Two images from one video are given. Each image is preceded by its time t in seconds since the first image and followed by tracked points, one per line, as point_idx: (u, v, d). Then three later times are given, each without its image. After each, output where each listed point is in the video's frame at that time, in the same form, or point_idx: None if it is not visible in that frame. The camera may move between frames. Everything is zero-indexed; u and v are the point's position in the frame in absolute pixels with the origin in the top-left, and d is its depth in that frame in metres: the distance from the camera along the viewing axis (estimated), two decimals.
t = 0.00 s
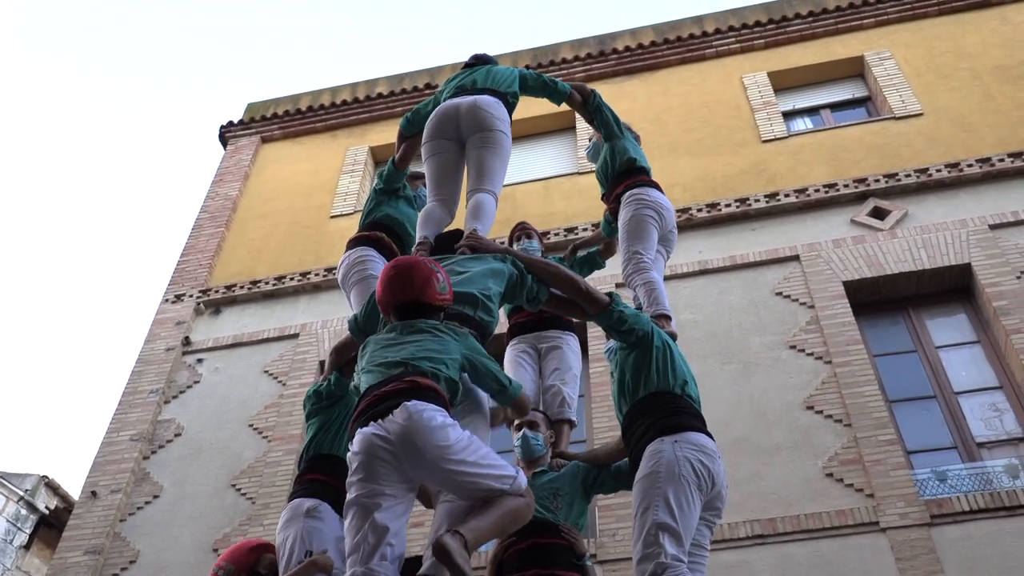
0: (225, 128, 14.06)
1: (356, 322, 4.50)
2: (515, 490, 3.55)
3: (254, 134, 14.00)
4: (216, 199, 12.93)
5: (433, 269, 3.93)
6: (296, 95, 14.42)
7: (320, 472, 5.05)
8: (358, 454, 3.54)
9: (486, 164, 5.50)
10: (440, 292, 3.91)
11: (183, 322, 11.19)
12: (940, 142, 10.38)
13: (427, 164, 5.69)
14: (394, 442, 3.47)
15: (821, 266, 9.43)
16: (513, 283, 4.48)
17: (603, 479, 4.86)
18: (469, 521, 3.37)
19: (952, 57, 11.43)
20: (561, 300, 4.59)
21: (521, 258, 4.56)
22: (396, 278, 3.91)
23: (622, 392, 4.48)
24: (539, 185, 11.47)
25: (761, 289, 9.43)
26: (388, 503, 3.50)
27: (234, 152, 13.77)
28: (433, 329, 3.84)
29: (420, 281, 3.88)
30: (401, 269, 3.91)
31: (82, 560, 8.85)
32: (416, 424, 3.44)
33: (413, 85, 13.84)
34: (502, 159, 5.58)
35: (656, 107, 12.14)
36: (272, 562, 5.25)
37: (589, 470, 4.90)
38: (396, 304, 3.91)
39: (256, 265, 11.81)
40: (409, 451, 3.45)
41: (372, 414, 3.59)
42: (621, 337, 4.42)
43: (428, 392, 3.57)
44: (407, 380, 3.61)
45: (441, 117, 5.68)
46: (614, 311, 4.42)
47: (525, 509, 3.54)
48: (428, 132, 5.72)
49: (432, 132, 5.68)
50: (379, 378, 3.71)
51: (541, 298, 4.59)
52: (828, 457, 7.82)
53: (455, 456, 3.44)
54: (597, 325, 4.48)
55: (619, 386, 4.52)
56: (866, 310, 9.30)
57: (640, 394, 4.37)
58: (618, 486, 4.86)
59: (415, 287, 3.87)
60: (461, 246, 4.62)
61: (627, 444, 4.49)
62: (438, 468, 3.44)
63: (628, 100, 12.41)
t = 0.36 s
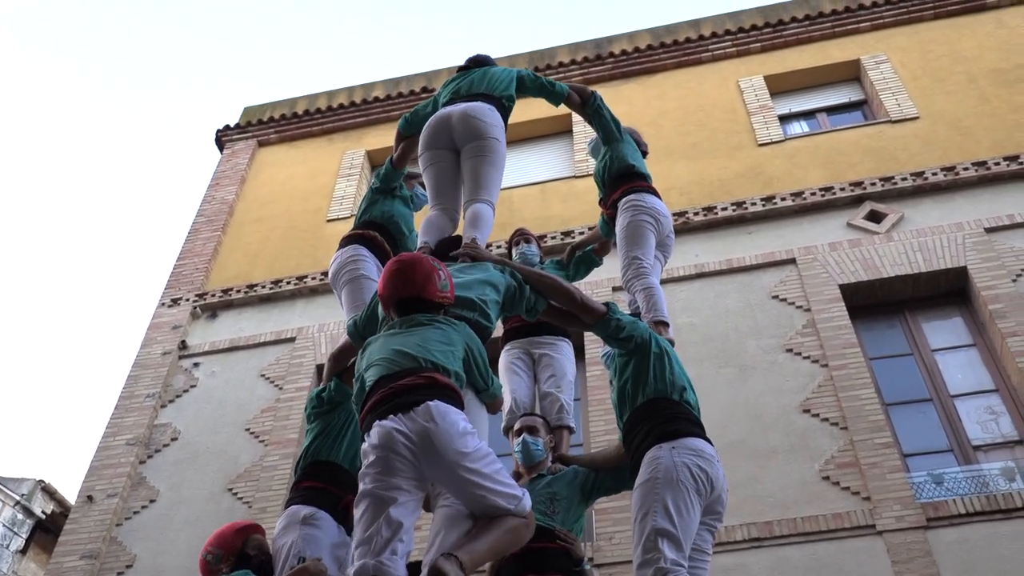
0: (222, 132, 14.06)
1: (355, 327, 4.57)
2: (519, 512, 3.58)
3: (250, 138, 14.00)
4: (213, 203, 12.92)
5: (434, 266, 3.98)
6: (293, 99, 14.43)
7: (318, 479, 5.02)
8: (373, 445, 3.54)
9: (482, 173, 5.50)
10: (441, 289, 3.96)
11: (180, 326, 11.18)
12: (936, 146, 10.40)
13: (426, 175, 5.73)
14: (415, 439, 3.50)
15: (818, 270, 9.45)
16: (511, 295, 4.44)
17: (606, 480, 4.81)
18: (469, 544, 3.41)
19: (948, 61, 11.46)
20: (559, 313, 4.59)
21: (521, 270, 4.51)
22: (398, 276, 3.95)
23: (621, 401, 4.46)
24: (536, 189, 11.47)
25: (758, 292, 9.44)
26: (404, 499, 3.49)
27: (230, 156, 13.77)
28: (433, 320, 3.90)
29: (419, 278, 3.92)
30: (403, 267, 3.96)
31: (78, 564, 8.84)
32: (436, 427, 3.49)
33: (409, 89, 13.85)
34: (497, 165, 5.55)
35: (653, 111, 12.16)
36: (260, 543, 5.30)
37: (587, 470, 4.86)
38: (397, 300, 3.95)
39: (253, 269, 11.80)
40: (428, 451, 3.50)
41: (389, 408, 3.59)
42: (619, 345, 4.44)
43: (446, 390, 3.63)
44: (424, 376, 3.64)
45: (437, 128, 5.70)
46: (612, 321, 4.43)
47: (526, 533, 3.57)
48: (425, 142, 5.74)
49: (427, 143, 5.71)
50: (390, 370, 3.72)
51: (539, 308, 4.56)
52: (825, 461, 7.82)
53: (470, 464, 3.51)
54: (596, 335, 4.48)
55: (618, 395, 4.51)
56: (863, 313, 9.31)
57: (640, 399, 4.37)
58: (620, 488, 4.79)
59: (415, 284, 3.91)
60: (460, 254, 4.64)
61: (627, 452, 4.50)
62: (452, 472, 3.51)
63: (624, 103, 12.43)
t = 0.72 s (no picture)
0: (219, 133, 14.05)
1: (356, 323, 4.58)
2: (523, 494, 3.55)
3: (247, 139, 14.00)
4: (210, 204, 12.91)
5: (422, 259, 3.99)
6: (290, 101, 14.43)
7: (312, 476, 5.07)
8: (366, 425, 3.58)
9: (484, 179, 5.53)
10: (429, 282, 3.97)
11: (176, 328, 11.17)
12: (932, 149, 10.42)
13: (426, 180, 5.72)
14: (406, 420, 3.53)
15: (814, 273, 9.45)
16: (510, 298, 4.49)
17: (591, 470, 4.85)
18: (468, 543, 3.43)
19: (945, 64, 11.48)
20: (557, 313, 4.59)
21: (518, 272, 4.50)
22: (387, 271, 3.98)
23: (618, 402, 4.49)
24: (533, 192, 11.47)
25: (755, 295, 9.45)
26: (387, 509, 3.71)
27: (227, 158, 13.76)
28: (424, 309, 3.94)
29: (407, 272, 3.94)
30: (390, 262, 3.98)
31: (74, 566, 8.82)
32: (427, 410, 3.51)
33: (407, 92, 13.85)
34: (499, 171, 5.60)
35: (650, 114, 12.17)
36: (258, 509, 5.06)
37: (576, 465, 4.89)
38: (388, 296, 3.98)
39: (249, 270, 11.79)
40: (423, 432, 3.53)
41: (381, 385, 3.60)
42: (617, 345, 4.43)
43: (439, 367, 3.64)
44: (417, 351, 3.66)
45: (437, 133, 5.69)
46: (611, 320, 4.39)
47: (530, 517, 3.55)
48: (424, 148, 5.73)
49: (427, 150, 5.69)
50: (382, 348, 3.71)
51: (539, 311, 4.55)
52: (821, 463, 7.83)
53: (465, 447, 3.49)
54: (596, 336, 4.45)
55: (617, 392, 4.50)
56: (860, 316, 9.32)
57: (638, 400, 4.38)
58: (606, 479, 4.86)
59: (404, 280, 3.94)
60: (461, 252, 4.65)
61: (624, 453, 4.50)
62: (449, 456, 3.51)
63: (621, 106, 12.44)
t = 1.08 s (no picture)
0: (216, 135, 14.04)
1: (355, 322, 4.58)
2: (505, 489, 3.51)
3: (245, 141, 13.99)
4: (207, 206, 12.91)
5: (420, 261, 4.00)
6: (288, 103, 14.43)
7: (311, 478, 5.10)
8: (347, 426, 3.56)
9: (478, 173, 5.51)
10: (428, 285, 4.00)
11: (174, 329, 11.16)
12: (930, 151, 10.42)
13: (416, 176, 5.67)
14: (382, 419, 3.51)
15: (812, 275, 9.46)
16: (510, 296, 4.49)
17: (592, 473, 4.85)
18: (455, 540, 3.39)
19: (942, 67, 11.49)
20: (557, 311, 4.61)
21: (518, 270, 4.51)
22: (383, 271, 4.00)
23: (617, 402, 4.49)
24: (531, 193, 11.47)
25: (752, 297, 9.45)
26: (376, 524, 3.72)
27: (225, 159, 13.75)
28: (418, 310, 3.95)
29: (406, 274, 3.97)
30: (387, 262, 3.99)
31: (71, 567, 8.81)
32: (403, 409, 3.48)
33: (405, 93, 13.85)
34: (494, 166, 5.58)
35: (648, 116, 12.17)
36: (275, 487, 5.43)
37: (572, 465, 4.89)
38: (384, 297, 4.00)
39: (247, 272, 11.79)
40: (400, 431, 3.50)
41: (363, 384, 3.60)
42: (616, 345, 4.43)
43: (422, 367, 3.63)
44: (398, 351, 3.64)
45: (429, 131, 5.69)
46: (609, 321, 4.41)
47: (513, 509, 3.49)
48: (415, 146, 5.73)
49: (421, 144, 5.68)
50: (369, 345, 3.72)
51: (539, 309, 4.54)
52: (818, 466, 7.83)
53: (441, 444, 3.46)
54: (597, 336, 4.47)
55: (615, 392, 4.51)
56: (857, 318, 9.32)
57: (638, 400, 4.39)
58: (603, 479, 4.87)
59: (403, 286, 3.97)
60: (462, 249, 4.70)
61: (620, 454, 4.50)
62: (428, 456, 3.48)
63: (619, 108, 12.44)
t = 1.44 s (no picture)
0: (215, 136, 14.04)
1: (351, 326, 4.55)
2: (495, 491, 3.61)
3: (244, 142, 13.99)
4: (206, 207, 12.90)
5: (434, 249, 4.07)
6: (286, 104, 14.44)
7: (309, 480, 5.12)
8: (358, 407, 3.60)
9: (474, 175, 5.55)
10: (441, 272, 4.05)
11: (173, 330, 11.16)
12: (929, 153, 10.42)
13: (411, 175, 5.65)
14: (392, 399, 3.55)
15: (810, 276, 9.46)
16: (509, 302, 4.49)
17: (589, 471, 4.83)
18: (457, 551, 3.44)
19: (941, 69, 11.50)
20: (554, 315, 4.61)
21: (514, 277, 4.54)
22: (397, 256, 4.05)
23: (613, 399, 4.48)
24: (530, 195, 11.47)
25: (751, 298, 9.45)
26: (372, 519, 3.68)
27: (224, 160, 13.75)
28: (432, 296, 4.01)
29: (420, 259, 4.01)
30: (402, 247, 4.05)
31: (69, 568, 8.80)
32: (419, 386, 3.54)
33: (403, 94, 13.85)
34: (489, 167, 5.61)
35: (646, 117, 12.17)
36: (271, 484, 5.43)
37: (571, 464, 4.88)
38: (396, 281, 4.03)
39: (246, 272, 11.79)
40: (411, 413, 3.55)
41: (379, 359, 3.64)
42: (611, 344, 4.43)
43: (438, 349, 3.70)
44: (418, 332, 3.71)
45: (424, 131, 5.66)
46: (604, 319, 4.41)
47: (502, 517, 3.60)
48: (410, 146, 5.71)
49: (415, 143, 5.66)
50: (386, 325, 3.77)
51: (540, 318, 4.59)
52: (817, 467, 7.83)
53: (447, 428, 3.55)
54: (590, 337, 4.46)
55: (612, 390, 4.51)
56: (856, 319, 9.32)
57: (632, 398, 4.37)
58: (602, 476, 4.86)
59: (417, 268, 4.00)
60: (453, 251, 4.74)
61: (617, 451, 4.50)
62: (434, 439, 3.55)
63: (618, 110, 12.44)
